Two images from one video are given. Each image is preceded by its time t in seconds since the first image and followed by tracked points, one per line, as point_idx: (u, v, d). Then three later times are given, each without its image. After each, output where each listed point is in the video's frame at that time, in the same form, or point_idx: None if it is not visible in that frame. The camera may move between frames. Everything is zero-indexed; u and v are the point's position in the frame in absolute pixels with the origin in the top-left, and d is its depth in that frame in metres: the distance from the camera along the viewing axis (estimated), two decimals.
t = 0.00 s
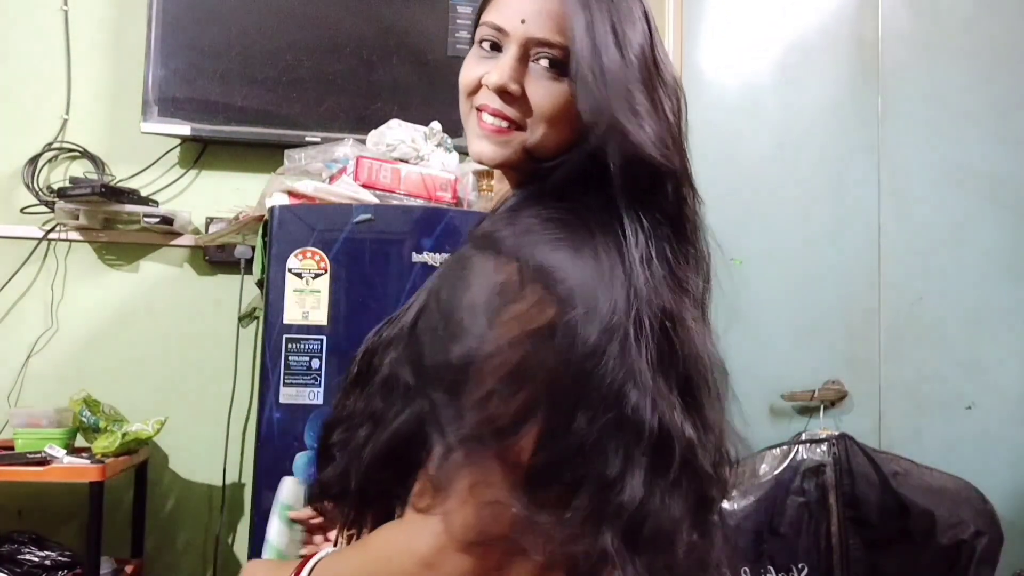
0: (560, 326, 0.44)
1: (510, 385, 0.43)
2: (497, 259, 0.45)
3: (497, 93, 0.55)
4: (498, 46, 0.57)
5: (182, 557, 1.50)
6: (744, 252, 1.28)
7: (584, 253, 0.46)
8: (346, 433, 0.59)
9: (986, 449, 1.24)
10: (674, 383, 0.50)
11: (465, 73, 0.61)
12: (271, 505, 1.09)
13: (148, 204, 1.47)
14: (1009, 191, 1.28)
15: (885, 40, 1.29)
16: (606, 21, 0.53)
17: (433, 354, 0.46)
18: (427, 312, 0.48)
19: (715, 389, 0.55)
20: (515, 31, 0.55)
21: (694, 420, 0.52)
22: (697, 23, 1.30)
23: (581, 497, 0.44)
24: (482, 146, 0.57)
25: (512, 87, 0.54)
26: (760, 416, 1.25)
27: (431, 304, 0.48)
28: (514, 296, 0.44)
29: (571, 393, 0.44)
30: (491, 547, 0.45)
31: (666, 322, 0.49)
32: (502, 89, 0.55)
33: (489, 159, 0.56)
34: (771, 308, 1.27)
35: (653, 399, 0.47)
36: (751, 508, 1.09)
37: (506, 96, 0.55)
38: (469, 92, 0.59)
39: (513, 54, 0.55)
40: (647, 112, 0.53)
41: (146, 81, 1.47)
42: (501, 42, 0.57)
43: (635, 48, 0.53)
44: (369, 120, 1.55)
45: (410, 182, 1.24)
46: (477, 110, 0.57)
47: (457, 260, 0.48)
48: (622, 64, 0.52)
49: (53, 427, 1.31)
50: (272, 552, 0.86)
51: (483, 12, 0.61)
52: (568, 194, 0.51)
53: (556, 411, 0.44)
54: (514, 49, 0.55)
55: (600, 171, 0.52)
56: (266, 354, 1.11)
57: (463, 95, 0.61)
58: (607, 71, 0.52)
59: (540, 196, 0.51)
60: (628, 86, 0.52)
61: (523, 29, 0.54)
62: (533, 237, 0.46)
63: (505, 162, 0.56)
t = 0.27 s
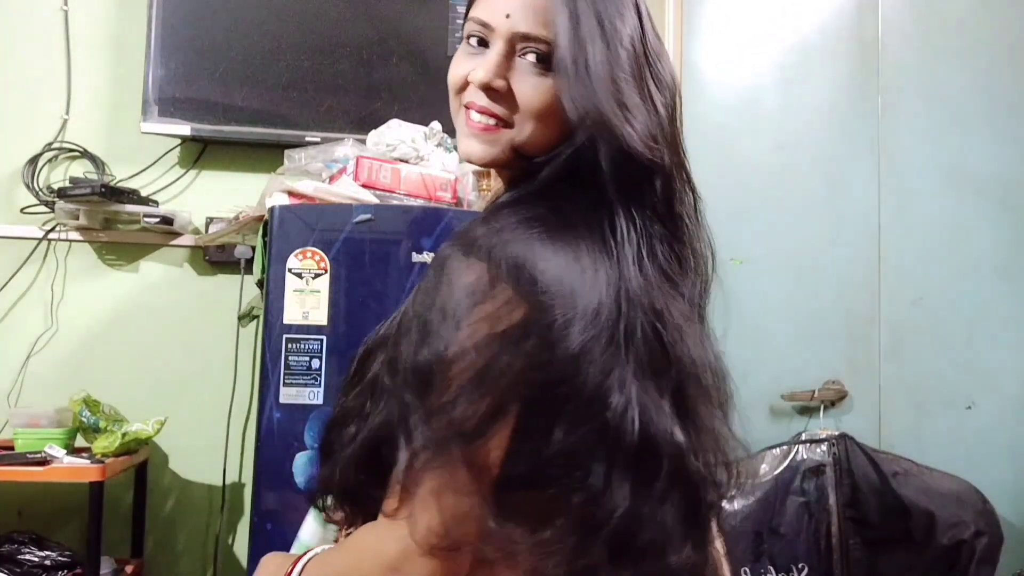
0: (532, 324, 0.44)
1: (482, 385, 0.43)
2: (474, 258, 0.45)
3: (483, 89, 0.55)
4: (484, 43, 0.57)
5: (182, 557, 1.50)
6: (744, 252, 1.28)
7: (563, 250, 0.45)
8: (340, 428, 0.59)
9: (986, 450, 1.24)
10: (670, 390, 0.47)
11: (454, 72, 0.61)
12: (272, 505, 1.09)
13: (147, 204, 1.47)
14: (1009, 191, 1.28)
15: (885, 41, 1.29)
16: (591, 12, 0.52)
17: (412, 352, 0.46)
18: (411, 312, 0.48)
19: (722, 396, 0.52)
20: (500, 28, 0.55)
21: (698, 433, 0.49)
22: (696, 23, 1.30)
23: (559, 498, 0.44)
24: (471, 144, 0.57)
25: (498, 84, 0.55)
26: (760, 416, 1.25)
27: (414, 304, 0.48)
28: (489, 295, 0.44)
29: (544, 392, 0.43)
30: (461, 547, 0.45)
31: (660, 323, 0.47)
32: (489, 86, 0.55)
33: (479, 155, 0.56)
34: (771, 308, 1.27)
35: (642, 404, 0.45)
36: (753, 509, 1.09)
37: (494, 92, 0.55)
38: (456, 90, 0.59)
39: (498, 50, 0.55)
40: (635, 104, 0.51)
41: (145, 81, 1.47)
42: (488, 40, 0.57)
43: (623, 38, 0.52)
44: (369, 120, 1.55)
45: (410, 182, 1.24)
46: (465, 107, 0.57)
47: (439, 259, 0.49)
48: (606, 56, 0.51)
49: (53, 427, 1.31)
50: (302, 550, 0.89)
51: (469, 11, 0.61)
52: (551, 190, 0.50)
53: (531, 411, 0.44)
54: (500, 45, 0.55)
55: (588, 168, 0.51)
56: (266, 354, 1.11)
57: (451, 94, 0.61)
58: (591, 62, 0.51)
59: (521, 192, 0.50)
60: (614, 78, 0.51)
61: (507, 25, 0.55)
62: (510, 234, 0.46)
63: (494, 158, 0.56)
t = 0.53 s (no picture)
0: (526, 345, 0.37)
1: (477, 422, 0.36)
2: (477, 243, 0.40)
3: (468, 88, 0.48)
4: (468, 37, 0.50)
5: (182, 557, 1.50)
6: (744, 252, 1.28)
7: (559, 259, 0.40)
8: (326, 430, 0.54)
9: (986, 450, 1.24)
10: (666, 391, 0.44)
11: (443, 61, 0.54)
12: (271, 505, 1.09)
13: (148, 204, 1.47)
14: (1009, 191, 1.28)
15: (885, 40, 1.29)
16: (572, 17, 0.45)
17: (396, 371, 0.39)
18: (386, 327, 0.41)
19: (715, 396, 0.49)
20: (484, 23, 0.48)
21: (697, 431, 0.46)
22: (697, 23, 1.30)
23: (570, 530, 0.38)
24: (453, 145, 0.50)
25: (481, 79, 0.48)
26: (761, 416, 1.25)
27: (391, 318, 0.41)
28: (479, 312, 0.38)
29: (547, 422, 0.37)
30: None
31: (655, 329, 0.43)
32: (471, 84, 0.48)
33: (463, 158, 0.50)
34: (771, 308, 1.27)
35: (644, 414, 0.41)
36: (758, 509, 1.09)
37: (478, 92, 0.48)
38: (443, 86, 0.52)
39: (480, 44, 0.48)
40: (617, 104, 0.45)
41: (146, 81, 1.47)
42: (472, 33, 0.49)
43: (605, 33, 0.45)
44: (369, 120, 1.55)
45: (410, 182, 1.24)
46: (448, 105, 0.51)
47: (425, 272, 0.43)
48: (587, 55, 0.44)
49: (53, 427, 1.31)
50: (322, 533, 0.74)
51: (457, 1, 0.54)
52: (540, 187, 0.44)
53: (529, 437, 0.36)
54: (483, 39, 0.48)
55: (580, 167, 0.45)
56: (266, 354, 1.11)
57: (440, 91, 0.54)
58: (566, 56, 0.44)
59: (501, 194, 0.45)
60: (594, 74, 0.44)
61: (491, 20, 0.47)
62: (499, 235, 0.40)
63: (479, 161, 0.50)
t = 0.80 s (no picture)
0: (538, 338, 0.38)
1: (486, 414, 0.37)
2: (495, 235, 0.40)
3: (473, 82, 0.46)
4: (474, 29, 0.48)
5: (182, 557, 1.50)
6: (744, 252, 1.28)
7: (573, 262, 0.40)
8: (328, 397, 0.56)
9: (985, 450, 1.24)
10: (681, 402, 0.44)
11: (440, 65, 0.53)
12: (271, 505, 1.09)
13: (148, 204, 1.47)
14: (1009, 191, 1.28)
15: (885, 40, 1.29)
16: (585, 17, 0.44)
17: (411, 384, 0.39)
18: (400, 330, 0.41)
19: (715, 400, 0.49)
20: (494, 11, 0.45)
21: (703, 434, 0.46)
22: (698, 23, 1.30)
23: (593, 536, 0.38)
24: (457, 137, 0.48)
25: (487, 73, 0.45)
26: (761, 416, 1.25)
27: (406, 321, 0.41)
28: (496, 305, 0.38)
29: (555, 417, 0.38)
30: None
31: (658, 334, 0.43)
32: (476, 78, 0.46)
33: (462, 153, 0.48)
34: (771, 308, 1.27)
35: (658, 424, 0.41)
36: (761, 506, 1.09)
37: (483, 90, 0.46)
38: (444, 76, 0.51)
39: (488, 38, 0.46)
40: (620, 100, 0.44)
41: (146, 81, 1.47)
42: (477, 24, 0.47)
43: (613, 31, 0.44)
44: (369, 120, 1.55)
45: (410, 182, 1.24)
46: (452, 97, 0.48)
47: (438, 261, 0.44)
48: (597, 56, 0.44)
49: (53, 427, 1.31)
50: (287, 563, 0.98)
51: None
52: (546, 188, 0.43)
53: (552, 442, 0.37)
54: (489, 31, 0.46)
55: (588, 169, 0.43)
56: (266, 354, 1.11)
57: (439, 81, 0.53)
58: (576, 58, 0.43)
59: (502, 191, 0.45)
60: (600, 76, 0.43)
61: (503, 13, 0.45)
62: (507, 233, 0.40)
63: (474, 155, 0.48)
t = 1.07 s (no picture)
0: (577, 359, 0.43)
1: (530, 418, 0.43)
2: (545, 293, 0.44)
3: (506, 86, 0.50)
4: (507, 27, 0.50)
5: (183, 557, 1.50)
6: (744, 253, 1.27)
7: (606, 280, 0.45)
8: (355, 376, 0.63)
9: (986, 450, 1.24)
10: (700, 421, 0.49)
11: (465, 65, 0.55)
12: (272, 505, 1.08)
13: (148, 204, 1.47)
14: (1008, 191, 1.28)
15: (885, 40, 1.29)
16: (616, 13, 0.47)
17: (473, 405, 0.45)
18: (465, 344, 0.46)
19: (739, 414, 0.54)
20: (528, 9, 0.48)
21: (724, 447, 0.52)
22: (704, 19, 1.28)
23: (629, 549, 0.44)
24: (483, 135, 0.52)
25: (521, 72, 0.49)
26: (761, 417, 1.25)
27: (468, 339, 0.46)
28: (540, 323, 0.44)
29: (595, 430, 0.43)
30: None
31: (685, 353, 0.48)
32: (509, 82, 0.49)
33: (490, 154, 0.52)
34: (771, 309, 1.27)
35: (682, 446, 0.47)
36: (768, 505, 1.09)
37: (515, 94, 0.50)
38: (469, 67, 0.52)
39: (522, 38, 0.49)
40: (650, 109, 0.48)
41: (145, 81, 1.47)
42: (510, 19, 0.50)
43: (648, 38, 0.47)
44: (369, 120, 1.55)
45: (410, 182, 1.23)
46: (478, 90, 0.51)
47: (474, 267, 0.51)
48: (626, 61, 0.47)
49: (53, 427, 1.31)
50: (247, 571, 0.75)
51: None
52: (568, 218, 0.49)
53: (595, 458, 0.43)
54: (523, 32, 0.49)
55: (611, 181, 0.49)
56: (266, 354, 1.11)
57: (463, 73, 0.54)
58: (610, 66, 0.47)
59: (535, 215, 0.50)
60: (629, 94, 0.47)
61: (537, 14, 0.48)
62: (549, 257, 0.46)
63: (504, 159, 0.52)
